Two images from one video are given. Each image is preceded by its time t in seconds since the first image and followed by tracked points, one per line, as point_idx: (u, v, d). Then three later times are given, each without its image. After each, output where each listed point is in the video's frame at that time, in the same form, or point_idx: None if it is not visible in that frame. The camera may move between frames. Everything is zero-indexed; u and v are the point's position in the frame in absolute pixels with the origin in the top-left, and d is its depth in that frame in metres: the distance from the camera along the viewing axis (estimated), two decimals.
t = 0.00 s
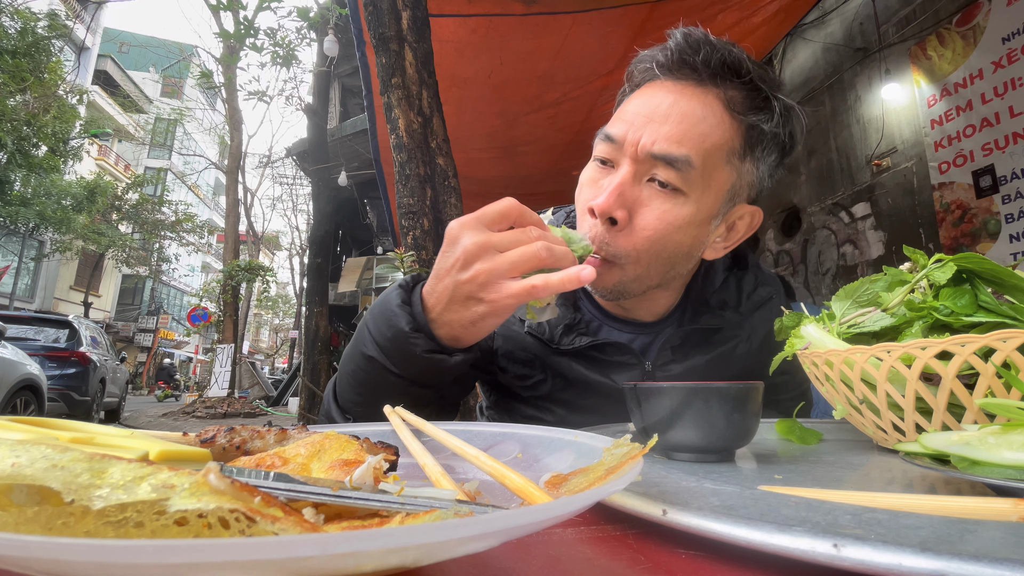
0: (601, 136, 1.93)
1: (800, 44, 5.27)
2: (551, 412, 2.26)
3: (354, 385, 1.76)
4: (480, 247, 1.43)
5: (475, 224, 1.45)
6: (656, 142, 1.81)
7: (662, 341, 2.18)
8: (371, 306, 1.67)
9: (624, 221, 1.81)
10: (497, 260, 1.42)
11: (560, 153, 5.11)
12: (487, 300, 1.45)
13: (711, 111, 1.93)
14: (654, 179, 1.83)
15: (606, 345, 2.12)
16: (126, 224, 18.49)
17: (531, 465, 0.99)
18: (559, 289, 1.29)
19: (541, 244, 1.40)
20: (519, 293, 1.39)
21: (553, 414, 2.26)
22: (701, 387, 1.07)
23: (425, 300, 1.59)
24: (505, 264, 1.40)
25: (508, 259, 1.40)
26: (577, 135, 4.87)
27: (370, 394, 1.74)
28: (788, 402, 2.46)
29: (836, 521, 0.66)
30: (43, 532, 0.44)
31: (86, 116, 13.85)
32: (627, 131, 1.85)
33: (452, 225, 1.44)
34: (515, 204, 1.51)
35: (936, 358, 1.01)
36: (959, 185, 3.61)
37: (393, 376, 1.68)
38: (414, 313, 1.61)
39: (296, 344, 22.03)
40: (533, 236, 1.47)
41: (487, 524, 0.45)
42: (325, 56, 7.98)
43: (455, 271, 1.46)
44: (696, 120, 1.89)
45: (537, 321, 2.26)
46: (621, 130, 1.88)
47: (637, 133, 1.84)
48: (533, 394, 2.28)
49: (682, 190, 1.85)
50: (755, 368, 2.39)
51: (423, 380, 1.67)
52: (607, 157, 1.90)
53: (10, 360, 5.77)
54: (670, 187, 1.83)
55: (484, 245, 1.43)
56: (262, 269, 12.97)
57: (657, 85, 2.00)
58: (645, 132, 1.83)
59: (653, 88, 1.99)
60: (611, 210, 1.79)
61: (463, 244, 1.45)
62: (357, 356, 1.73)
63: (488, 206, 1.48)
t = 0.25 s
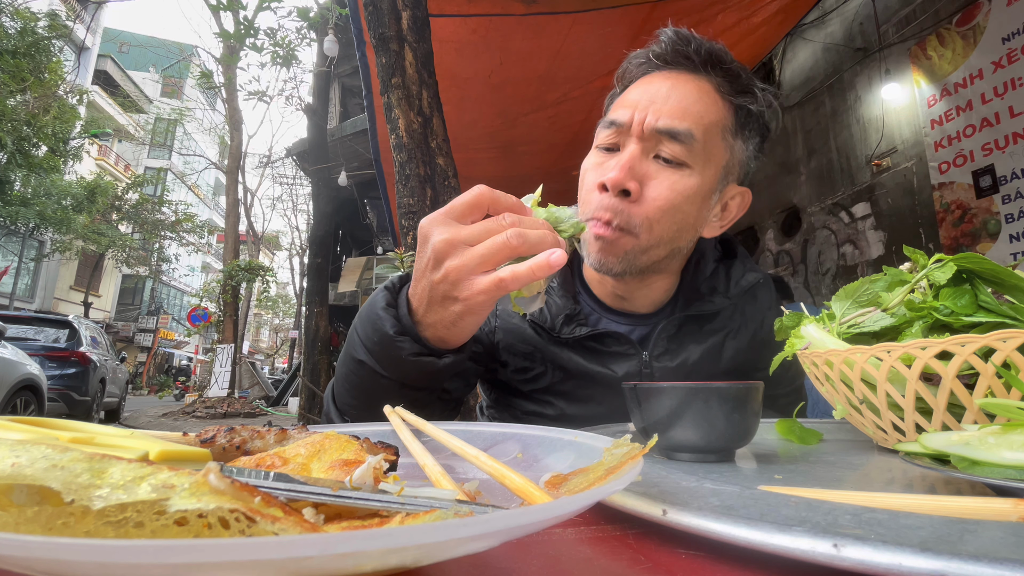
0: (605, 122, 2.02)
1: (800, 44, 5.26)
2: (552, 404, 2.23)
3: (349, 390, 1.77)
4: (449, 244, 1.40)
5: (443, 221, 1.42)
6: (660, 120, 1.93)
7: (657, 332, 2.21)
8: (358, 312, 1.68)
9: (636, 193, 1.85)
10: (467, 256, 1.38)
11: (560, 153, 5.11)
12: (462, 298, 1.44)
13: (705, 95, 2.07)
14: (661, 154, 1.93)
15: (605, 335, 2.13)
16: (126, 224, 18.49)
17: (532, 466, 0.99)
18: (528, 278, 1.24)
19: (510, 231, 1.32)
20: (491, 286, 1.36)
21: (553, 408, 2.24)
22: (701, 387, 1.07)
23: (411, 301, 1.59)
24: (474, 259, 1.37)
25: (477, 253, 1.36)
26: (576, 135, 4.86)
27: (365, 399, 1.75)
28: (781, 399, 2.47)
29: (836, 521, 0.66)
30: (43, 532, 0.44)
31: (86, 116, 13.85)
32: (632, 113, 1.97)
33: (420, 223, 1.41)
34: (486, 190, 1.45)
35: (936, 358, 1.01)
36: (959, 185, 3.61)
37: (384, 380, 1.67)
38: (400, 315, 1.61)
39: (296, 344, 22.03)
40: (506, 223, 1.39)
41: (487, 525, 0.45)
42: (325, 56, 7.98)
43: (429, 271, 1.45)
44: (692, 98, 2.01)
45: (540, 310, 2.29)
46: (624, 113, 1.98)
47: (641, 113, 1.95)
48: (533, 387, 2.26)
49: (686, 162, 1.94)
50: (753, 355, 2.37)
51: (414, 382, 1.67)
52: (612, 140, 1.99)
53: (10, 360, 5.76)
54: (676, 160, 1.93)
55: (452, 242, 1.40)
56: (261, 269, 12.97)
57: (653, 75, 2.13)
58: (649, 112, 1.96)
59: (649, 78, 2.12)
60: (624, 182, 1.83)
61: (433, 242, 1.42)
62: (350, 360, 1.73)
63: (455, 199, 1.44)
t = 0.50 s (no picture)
0: (601, 112, 2.13)
1: (799, 44, 5.25)
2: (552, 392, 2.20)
3: (346, 382, 1.76)
4: (439, 231, 1.33)
5: (434, 209, 1.34)
6: (655, 104, 2.06)
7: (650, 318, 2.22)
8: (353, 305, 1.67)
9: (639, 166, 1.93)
10: (458, 242, 1.32)
11: (560, 153, 5.11)
12: (455, 285, 1.39)
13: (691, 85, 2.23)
14: (658, 134, 2.04)
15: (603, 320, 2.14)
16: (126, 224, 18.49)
17: (532, 465, 0.99)
18: (516, 263, 1.17)
19: (500, 214, 1.25)
20: (482, 273, 1.30)
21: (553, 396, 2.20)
22: (701, 387, 1.07)
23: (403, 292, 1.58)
24: (465, 245, 1.30)
25: (468, 239, 1.29)
26: (576, 135, 4.86)
27: (361, 391, 1.73)
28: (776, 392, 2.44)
29: (836, 521, 0.66)
30: (43, 533, 0.44)
31: (86, 116, 13.85)
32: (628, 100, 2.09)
33: (410, 212, 1.33)
34: (476, 176, 1.33)
35: (936, 358, 1.01)
36: (959, 185, 3.62)
37: (380, 371, 1.66)
38: (391, 306, 1.60)
39: (296, 343, 22.03)
40: (497, 208, 1.30)
41: (487, 524, 0.45)
42: (325, 56, 7.98)
43: (421, 259, 1.39)
44: (679, 88, 2.16)
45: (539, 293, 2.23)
46: (620, 103, 2.10)
47: (635, 100, 2.08)
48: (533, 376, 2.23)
49: (681, 140, 2.05)
50: (744, 337, 2.38)
51: (408, 375, 1.64)
52: (610, 127, 2.10)
53: (10, 360, 5.76)
54: (672, 139, 2.04)
55: (443, 228, 1.33)
56: (261, 269, 12.97)
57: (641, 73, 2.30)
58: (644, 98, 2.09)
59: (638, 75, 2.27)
60: (628, 157, 1.91)
61: (423, 230, 1.35)
62: (347, 352, 1.73)
63: (447, 185, 1.34)
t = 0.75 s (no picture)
0: (587, 112, 2.37)
1: (799, 44, 5.24)
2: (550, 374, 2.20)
3: (352, 360, 1.71)
4: (448, 188, 1.27)
5: (444, 167, 1.28)
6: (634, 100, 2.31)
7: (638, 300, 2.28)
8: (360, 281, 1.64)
9: (626, 151, 2.17)
10: (467, 199, 1.27)
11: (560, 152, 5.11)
12: (463, 243, 1.33)
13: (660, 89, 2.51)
14: (639, 126, 2.29)
15: (596, 300, 2.20)
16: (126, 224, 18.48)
17: (532, 465, 0.99)
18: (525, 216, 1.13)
19: (509, 163, 1.20)
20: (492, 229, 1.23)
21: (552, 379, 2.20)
22: (702, 387, 1.06)
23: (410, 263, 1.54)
24: (473, 201, 1.25)
25: (477, 192, 1.24)
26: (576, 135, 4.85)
27: (365, 371, 1.68)
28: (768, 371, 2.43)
29: (836, 520, 0.66)
30: (44, 532, 0.45)
31: (86, 116, 13.85)
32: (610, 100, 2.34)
33: (420, 171, 1.28)
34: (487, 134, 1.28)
35: (936, 358, 1.01)
36: (959, 185, 3.62)
37: (384, 348, 1.60)
38: (395, 279, 1.55)
39: (296, 343, 22.02)
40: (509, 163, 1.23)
41: (486, 525, 0.45)
42: (325, 56, 7.98)
43: (430, 219, 1.34)
44: (652, 90, 2.42)
45: (536, 275, 2.29)
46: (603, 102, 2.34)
47: (617, 100, 2.34)
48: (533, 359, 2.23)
49: (660, 131, 2.30)
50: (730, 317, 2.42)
51: (413, 352, 1.59)
52: (596, 123, 2.33)
53: (11, 361, 5.77)
54: (652, 129, 2.29)
55: (452, 186, 1.27)
56: (262, 269, 12.98)
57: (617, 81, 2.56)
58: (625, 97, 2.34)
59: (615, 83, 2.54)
60: (617, 144, 2.14)
61: (432, 190, 1.30)
62: (352, 329, 1.67)
63: (456, 146, 1.28)
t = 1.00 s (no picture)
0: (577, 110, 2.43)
1: (799, 44, 5.23)
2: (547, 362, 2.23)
3: (407, 328, 1.70)
4: (490, 118, 1.37)
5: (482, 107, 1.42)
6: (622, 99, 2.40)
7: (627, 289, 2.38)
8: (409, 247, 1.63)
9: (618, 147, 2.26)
10: (507, 120, 1.35)
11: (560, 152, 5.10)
12: (510, 162, 1.36)
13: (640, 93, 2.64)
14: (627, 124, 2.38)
15: (588, 288, 2.28)
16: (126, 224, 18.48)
17: (532, 466, 0.99)
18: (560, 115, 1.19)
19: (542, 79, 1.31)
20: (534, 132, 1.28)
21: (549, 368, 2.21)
22: (702, 387, 1.06)
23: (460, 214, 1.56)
24: (513, 116, 1.33)
25: (517, 109, 1.32)
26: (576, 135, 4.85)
27: (424, 335, 1.67)
28: (755, 338, 2.39)
29: (836, 521, 0.66)
30: (44, 532, 0.45)
31: (86, 116, 13.84)
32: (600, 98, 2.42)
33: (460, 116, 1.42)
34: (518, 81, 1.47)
35: (936, 358, 1.01)
36: (959, 185, 3.62)
37: (443, 307, 1.59)
38: (447, 233, 1.57)
39: (296, 343, 22.03)
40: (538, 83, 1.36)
41: (487, 524, 0.45)
42: (325, 56, 7.98)
43: (474, 152, 1.41)
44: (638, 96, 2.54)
45: (531, 265, 2.37)
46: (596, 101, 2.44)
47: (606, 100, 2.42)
48: (532, 347, 2.27)
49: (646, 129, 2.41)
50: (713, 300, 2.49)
51: (471, 308, 1.59)
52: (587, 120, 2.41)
53: (10, 361, 5.77)
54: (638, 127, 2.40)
55: (492, 116, 1.38)
56: (262, 269, 12.98)
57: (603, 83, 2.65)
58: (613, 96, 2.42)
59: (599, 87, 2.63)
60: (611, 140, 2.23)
61: (473, 127, 1.41)
62: (406, 295, 1.66)
63: (491, 89, 1.45)
